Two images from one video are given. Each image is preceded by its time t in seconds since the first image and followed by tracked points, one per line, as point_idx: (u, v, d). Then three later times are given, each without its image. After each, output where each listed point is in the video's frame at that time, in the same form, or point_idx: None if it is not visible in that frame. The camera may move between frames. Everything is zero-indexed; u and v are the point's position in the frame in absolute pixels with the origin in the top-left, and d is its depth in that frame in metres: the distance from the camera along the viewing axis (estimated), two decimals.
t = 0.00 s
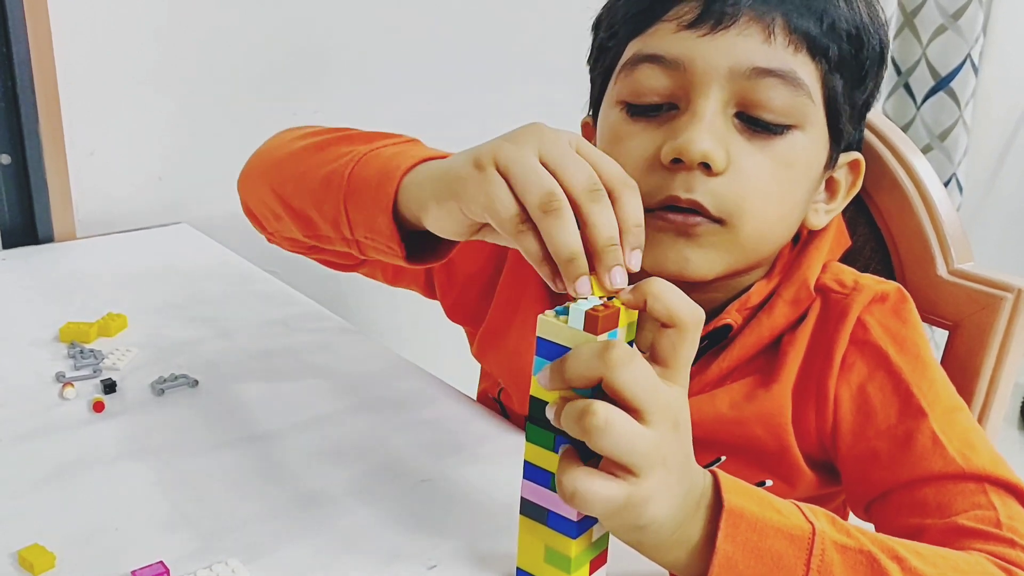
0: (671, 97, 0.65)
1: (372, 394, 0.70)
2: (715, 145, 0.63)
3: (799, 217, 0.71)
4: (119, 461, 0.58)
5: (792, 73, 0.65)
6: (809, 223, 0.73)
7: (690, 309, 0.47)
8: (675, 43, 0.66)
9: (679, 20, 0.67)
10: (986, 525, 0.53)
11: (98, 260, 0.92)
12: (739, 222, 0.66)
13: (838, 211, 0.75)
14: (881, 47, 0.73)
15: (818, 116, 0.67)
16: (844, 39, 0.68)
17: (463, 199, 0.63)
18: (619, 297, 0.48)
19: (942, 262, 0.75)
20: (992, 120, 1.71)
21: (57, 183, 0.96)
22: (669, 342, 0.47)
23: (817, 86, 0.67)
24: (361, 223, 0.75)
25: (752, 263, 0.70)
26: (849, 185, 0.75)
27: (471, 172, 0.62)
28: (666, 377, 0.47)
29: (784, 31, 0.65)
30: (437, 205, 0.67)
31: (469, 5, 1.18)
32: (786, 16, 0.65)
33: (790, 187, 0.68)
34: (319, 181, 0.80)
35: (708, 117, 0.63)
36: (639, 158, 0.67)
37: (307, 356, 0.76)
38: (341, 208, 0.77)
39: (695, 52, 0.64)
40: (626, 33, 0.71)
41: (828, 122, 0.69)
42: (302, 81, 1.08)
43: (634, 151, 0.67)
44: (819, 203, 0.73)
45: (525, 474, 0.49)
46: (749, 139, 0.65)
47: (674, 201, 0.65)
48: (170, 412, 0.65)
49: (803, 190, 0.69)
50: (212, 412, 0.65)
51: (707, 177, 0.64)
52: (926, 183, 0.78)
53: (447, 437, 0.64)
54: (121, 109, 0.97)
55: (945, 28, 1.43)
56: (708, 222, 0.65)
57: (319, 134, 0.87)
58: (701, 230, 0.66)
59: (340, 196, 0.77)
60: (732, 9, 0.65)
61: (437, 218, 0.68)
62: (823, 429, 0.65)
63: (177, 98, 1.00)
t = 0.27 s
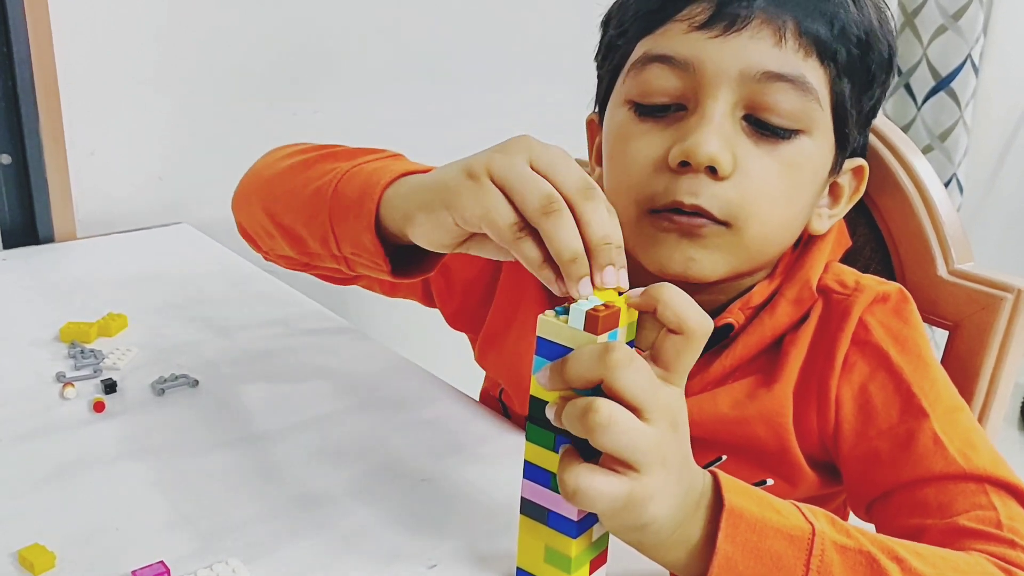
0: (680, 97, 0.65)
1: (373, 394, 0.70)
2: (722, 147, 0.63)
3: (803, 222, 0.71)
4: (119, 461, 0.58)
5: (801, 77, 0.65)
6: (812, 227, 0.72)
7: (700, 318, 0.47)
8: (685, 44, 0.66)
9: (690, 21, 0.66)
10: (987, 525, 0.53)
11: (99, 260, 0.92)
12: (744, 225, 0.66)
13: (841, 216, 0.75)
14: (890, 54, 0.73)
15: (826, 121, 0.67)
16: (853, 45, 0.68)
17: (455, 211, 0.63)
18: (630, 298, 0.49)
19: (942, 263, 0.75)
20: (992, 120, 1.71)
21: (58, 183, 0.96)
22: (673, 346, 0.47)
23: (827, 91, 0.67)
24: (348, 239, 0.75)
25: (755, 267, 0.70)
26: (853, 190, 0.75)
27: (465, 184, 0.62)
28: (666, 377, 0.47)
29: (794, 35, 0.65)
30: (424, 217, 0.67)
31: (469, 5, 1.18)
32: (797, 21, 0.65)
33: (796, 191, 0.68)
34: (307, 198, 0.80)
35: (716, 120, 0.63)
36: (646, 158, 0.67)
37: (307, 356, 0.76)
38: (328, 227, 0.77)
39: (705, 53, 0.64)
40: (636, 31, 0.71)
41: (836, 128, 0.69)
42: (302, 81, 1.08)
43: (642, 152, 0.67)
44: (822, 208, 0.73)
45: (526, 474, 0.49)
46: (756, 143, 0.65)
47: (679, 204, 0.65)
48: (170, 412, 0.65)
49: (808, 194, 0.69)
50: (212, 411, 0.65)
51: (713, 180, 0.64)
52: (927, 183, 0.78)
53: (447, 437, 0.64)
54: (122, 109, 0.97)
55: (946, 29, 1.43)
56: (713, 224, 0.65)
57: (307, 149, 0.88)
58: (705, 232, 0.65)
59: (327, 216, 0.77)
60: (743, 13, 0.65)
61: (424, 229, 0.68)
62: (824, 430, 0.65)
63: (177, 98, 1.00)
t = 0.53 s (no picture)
0: (683, 106, 0.64)
1: (371, 395, 0.70)
2: (721, 163, 0.61)
3: (796, 235, 0.70)
4: (117, 463, 0.58)
5: (806, 96, 0.63)
6: (805, 237, 0.71)
7: (698, 322, 0.47)
8: (694, 52, 0.64)
9: (700, 28, 0.65)
10: (987, 528, 0.53)
11: (98, 262, 0.92)
12: (737, 240, 0.65)
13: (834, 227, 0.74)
14: (897, 72, 0.72)
15: (827, 139, 0.66)
16: (861, 63, 0.67)
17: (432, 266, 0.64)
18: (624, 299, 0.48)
19: (940, 263, 0.75)
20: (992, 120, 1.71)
21: (57, 184, 0.96)
22: (672, 348, 0.47)
23: (830, 110, 0.66)
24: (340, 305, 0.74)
25: (744, 280, 0.69)
26: (848, 204, 0.74)
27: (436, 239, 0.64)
28: (663, 376, 0.47)
29: (804, 53, 0.64)
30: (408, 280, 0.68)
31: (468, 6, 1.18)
32: (808, 38, 0.64)
33: (791, 207, 0.67)
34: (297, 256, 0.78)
35: (718, 135, 0.62)
36: (643, 166, 0.66)
37: (305, 358, 0.76)
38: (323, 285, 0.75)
39: (713, 63, 0.63)
40: (646, 31, 0.69)
41: (836, 146, 0.68)
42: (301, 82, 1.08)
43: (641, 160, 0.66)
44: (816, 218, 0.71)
45: (524, 476, 0.49)
46: (756, 160, 0.64)
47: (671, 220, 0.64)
48: (169, 414, 0.65)
49: (803, 210, 0.68)
50: (211, 413, 0.65)
51: (708, 196, 0.63)
52: (925, 184, 0.78)
53: (446, 439, 0.64)
54: (121, 111, 0.97)
55: (944, 28, 1.43)
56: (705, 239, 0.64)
57: (295, 198, 0.86)
58: (697, 246, 0.65)
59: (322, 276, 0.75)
60: (755, 26, 0.64)
61: (413, 292, 0.68)
62: (823, 431, 0.65)
63: (177, 99, 1.00)
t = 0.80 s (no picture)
0: (683, 113, 0.64)
1: (372, 395, 0.70)
2: (720, 173, 0.61)
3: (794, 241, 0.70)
4: (118, 463, 0.58)
5: (806, 104, 0.63)
6: (804, 242, 0.71)
7: (699, 318, 0.47)
8: (695, 59, 0.64)
9: (701, 35, 0.64)
10: (989, 529, 0.53)
11: (98, 262, 0.92)
12: (735, 249, 0.65)
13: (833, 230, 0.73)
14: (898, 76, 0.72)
15: (827, 146, 0.66)
16: (861, 69, 0.67)
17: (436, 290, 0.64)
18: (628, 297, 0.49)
19: (941, 263, 0.75)
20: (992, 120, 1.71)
21: (57, 184, 0.96)
22: (672, 347, 0.47)
23: (830, 116, 0.66)
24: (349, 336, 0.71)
25: (744, 288, 0.70)
26: (846, 207, 0.73)
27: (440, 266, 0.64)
28: (664, 375, 0.47)
29: (805, 61, 0.64)
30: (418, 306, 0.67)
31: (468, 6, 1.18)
32: (809, 46, 0.64)
33: (790, 215, 0.67)
34: (299, 299, 0.75)
35: (717, 144, 0.62)
36: (642, 174, 0.65)
37: (306, 358, 0.76)
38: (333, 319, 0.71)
39: (713, 72, 0.62)
40: (646, 34, 0.68)
41: (835, 152, 0.68)
42: (302, 82, 1.08)
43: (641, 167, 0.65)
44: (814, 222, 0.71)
45: (524, 476, 0.49)
46: (756, 168, 0.63)
47: (670, 231, 0.64)
48: (169, 414, 0.65)
49: (802, 216, 0.68)
50: (211, 413, 0.65)
51: (707, 205, 0.63)
52: (926, 184, 0.78)
53: (446, 439, 0.64)
54: (121, 111, 0.97)
55: (944, 28, 1.43)
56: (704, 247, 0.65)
57: (288, 243, 0.82)
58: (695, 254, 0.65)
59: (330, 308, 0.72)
60: (757, 33, 0.63)
61: (425, 316, 0.67)
62: (823, 433, 0.65)
63: (177, 99, 1.00)
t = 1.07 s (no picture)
0: (650, 131, 0.64)
1: (372, 395, 0.70)
2: (686, 188, 0.62)
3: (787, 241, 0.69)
4: (119, 463, 0.58)
5: (774, 113, 0.62)
6: (804, 235, 0.70)
7: (696, 318, 0.47)
8: (658, 76, 0.63)
9: (663, 52, 0.63)
10: (988, 528, 0.53)
11: (99, 262, 0.92)
12: (716, 258, 0.66)
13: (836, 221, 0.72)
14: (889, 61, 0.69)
15: (806, 149, 0.65)
16: (836, 66, 0.64)
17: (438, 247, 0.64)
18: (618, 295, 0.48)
19: (941, 262, 0.75)
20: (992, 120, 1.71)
21: (57, 185, 0.96)
22: (671, 347, 0.47)
23: (804, 120, 0.64)
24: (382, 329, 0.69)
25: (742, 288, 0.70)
26: (851, 196, 0.71)
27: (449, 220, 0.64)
28: (661, 376, 0.47)
29: (768, 70, 0.62)
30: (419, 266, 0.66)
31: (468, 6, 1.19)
32: (774, 49, 0.62)
33: (775, 219, 0.66)
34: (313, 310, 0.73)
35: (681, 160, 0.62)
36: (619, 188, 0.66)
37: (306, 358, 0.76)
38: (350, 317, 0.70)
39: (674, 89, 0.62)
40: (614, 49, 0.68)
41: (818, 153, 0.66)
42: (302, 82, 1.08)
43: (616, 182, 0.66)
44: (814, 216, 0.70)
45: (524, 475, 0.48)
46: (728, 178, 0.63)
47: (647, 238, 0.65)
48: (170, 414, 0.65)
49: (790, 218, 0.67)
50: (212, 413, 0.65)
51: (678, 220, 0.63)
52: (926, 183, 0.78)
53: (447, 438, 0.64)
54: (122, 111, 0.97)
55: (944, 28, 1.43)
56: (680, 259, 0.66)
57: (267, 286, 0.77)
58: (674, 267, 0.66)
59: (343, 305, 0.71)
60: (717, 44, 0.62)
61: (421, 284, 0.66)
62: (823, 431, 0.65)
63: (177, 99, 1.00)
